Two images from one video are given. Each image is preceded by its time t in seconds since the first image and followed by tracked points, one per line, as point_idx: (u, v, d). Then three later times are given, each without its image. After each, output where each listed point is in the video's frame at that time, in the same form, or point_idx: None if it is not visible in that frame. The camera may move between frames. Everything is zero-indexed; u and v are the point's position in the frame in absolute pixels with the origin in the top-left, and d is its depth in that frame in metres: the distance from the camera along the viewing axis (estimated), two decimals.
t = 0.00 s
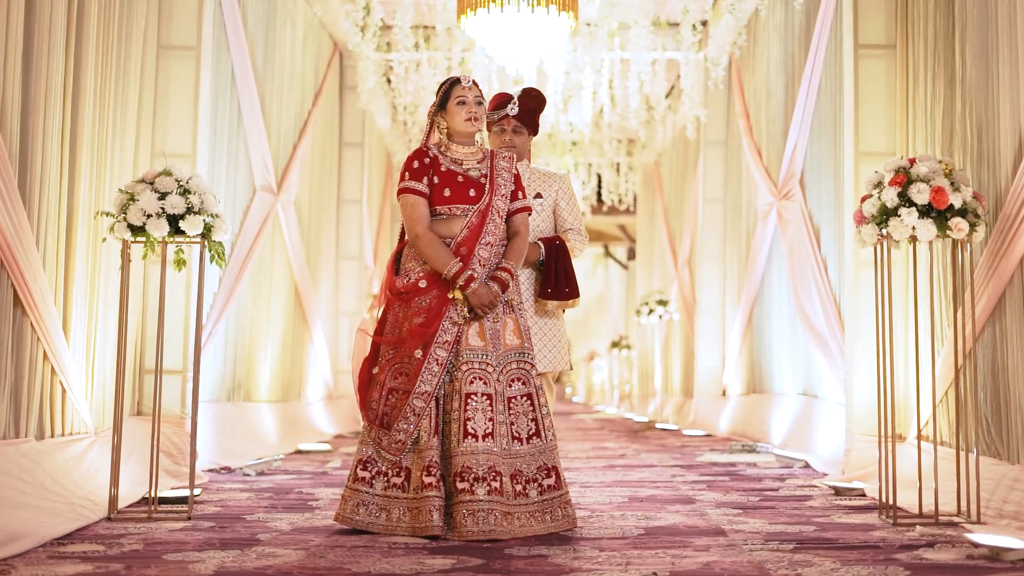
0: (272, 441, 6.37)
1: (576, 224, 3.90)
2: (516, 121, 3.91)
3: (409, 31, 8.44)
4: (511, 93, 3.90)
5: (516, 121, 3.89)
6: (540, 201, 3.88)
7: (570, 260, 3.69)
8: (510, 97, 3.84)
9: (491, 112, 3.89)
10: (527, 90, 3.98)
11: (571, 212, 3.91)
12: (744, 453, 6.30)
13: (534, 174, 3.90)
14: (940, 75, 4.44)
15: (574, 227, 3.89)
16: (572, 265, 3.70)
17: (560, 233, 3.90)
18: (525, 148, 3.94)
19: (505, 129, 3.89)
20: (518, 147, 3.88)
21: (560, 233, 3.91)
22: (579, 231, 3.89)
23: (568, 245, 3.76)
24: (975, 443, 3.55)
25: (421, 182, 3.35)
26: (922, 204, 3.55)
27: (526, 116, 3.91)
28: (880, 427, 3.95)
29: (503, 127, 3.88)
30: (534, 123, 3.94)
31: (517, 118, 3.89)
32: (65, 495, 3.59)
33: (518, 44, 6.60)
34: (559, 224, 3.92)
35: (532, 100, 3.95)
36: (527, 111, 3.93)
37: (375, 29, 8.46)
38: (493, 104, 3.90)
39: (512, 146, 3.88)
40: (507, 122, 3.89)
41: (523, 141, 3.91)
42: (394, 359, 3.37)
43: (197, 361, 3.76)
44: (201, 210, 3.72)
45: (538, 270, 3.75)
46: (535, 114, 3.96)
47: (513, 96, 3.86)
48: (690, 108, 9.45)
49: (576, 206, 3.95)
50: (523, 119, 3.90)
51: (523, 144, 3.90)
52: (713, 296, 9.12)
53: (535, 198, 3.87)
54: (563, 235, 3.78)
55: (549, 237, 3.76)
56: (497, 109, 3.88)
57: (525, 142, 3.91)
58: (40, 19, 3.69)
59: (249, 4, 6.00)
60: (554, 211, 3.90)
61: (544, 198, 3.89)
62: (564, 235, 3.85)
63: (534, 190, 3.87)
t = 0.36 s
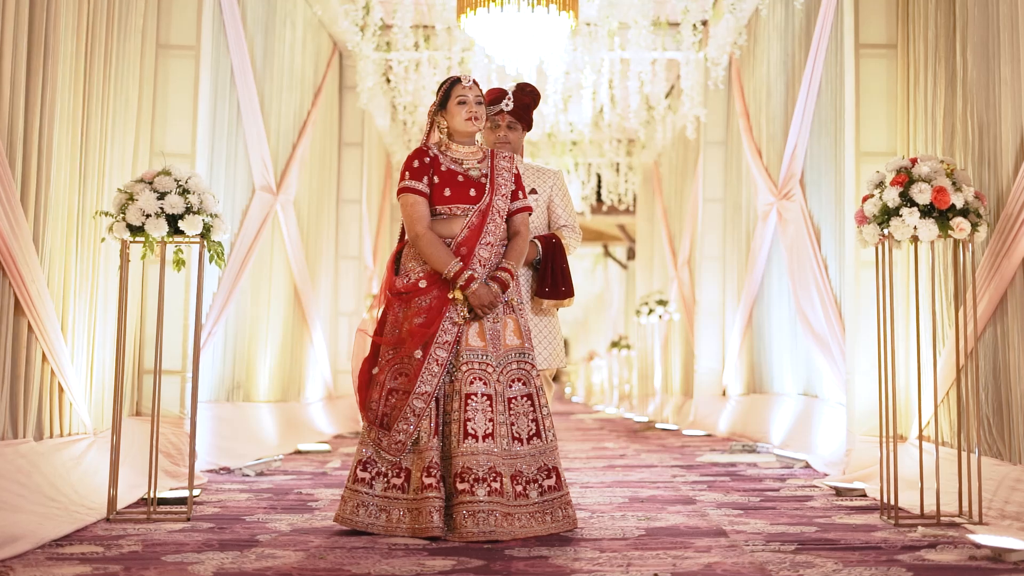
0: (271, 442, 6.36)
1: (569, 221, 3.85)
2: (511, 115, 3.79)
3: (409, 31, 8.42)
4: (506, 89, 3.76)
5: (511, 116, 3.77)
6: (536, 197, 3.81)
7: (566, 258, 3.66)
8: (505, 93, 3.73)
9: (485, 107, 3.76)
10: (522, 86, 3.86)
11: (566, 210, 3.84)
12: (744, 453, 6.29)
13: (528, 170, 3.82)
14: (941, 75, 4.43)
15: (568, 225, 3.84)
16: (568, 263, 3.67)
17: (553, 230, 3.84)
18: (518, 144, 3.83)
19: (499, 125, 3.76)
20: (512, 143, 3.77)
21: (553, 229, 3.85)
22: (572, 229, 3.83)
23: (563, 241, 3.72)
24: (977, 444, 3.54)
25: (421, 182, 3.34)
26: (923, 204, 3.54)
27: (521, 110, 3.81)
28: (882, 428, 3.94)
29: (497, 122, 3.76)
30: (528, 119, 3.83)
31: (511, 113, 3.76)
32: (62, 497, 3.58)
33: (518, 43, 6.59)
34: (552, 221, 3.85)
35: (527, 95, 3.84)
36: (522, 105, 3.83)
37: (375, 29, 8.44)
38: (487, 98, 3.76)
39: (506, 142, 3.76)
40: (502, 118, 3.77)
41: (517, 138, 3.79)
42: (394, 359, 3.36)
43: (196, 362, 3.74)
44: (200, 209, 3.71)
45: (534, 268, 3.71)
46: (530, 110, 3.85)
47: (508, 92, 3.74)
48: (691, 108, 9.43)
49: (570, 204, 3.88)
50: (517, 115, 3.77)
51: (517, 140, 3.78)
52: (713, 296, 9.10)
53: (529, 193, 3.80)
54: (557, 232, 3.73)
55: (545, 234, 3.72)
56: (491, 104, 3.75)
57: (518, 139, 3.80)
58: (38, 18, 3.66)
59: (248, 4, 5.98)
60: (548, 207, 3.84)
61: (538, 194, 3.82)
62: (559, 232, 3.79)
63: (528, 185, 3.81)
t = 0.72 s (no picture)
0: (270, 442, 6.35)
1: (563, 220, 3.80)
2: (506, 113, 3.74)
3: (409, 30, 8.40)
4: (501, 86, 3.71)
5: (506, 113, 3.72)
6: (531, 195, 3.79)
7: (563, 255, 3.62)
8: (501, 91, 3.66)
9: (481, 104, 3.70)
10: (517, 82, 3.79)
11: (560, 209, 3.82)
12: (745, 454, 6.28)
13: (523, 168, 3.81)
14: (942, 75, 4.42)
15: (562, 224, 3.79)
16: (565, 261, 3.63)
17: (548, 229, 3.78)
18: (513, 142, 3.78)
19: (495, 122, 3.71)
20: (507, 141, 3.73)
21: (548, 229, 3.80)
22: (566, 228, 3.78)
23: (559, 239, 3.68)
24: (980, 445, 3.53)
25: (421, 181, 3.32)
26: (925, 205, 3.53)
27: (515, 108, 3.74)
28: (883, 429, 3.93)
29: (492, 119, 3.71)
30: (522, 116, 3.77)
31: (507, 111, 3.72)
32: (59, 498, 3.57)
33: (518, 43, 6.57)
34: (546, 220, 3.81)
35: (522, 91, 3.77)
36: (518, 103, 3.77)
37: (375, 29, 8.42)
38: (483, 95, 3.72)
39: (501, 140, 3.72)
40: (497, 115, 3.71)
41: (512, 135, 3.75)
42: (394, 360, 3.34)
43: (195, 362, 3.73)
44: (199, 209, 3.69)
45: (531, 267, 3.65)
46: (525, 107, 3.79)
47: (504, 90, 3.70)
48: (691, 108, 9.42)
49: (564, 204, 3.86)
50: (513, 112, 3.73)
51: (513, 138, 3.75)
52: (713, 296, 9.09)
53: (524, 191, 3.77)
54: (553, 230, 3.69)
55: (541, 232, 3.68)
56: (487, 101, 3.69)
57: (514, 136, 3.76)
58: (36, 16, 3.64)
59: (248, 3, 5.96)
60: (543, 206, 3.82)
61: (534, 192, 3.80)
62: (555, 231, 3.73)
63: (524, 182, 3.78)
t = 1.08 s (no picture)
0: (270, 442, 6.32)
1: (556, 216, 3.71)
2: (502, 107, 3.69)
3: (409, 29, 8.38)
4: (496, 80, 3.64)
5: (502, 108, 3.66)
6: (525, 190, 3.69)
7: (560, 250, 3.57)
8: (497, 84, 3.58)
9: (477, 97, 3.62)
10: (513, 77, 3.80)
11: (553, 204, 3.72)
12: (746, 455, 6.25)
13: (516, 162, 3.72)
14: (945, 75, 4.40)
15: (556, 220, 3.70)
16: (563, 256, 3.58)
17: (541, 226, 3.69)
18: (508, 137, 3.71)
19: (490, 116, 3.64)
20: (503, 135, 3.65)
21: (541, 225, 3.70)
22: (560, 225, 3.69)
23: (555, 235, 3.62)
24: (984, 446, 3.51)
25: (422, 181, 3.31)
26: (929, 204, 3.51)
27: (511, 103, 3.71)
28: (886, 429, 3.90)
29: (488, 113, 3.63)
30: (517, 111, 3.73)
31: (502, 105, 3.66)
32: (55, 503, 3.54)
33: (518, 42, 6.55)
34: (538, 216, 3.71)
35: (518, 86, 3.77)
36: (514, 97, 3.76)
37: (375, 28, 8.39)
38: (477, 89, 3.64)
39: (497, 135, 3.65)
40: (493, 109, 3.65)
41: (507, 130, 3.68)
42: (395, 360, 3.32)
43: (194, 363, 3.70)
44: (198, 209, 3.66)
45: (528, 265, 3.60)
46: (520, 102, 3.78)
47: (500, 83, 3.61)
48: (691, 107, 9.40)
49: (558, 200, 3.75)
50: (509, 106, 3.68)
51: (508, 133, 3.68)
52: (714, 296, 9.07)
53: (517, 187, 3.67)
54: (547, 226, 3.62)
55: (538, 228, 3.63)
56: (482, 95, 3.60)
57: (509, 132, 3.69)
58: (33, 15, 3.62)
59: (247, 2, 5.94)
60: (536, 202, 3.71)
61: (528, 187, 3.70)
62: (550, 228, 3.64)
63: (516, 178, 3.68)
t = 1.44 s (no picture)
0: (268, 442, 6.29)
1: (554, 213, 3.62)
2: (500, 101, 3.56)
3: (408, 28, 8.35)
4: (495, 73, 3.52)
5: (500, 102, 3.54)
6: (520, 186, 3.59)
7: (557, 246, 3.55)
8: (494, 78, 3.48)
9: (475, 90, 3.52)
10: (513, 69, 3.58)
11: (550, 200, 3.63)
12: (747, 456, 6.21)
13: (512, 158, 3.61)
14: (948, 72, 4.37)
15: (553, 216, 3.60)
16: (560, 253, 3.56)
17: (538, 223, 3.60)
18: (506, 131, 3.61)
19: (488, 110, 3.54)
20: (500, 130, 3.56)
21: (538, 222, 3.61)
22: (558, 222, 3.61)
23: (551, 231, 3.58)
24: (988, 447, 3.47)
25: (421, 179, 3.27)
26: (933, 203, 3.48)
27: (509, 97, 3.55)
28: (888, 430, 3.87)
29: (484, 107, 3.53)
30: (517, 104, 3.60)
31: (501, 99, 3.54)
32: (49, 505, 3.51)
33: (518, 39, 6.52)
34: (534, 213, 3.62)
35: (518, 79, 3.56)
36: (511, 91, 3.56)
37: (374, 26, 8.36)
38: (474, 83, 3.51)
39: (494, 130, 3.55)
40: (490, 103, 3.53)
41: (506, 125, 3.58)
42: (394, 360, 3.29)
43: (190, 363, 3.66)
44: (195, 208, 3.63)
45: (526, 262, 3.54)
46: (520, 95, 3.59)
47: (499, 76, 3.50)
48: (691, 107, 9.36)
49: (555, 196, 3.66)
50: (507, 100, 3.55)
51: (506, 127, 3.58)
52: (714, 296, 9.04)
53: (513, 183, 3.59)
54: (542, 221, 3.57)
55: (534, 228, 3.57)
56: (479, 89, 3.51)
57: (507, 126, 3.59)
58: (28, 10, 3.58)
59: None
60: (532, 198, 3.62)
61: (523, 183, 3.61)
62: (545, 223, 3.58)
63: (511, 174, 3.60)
